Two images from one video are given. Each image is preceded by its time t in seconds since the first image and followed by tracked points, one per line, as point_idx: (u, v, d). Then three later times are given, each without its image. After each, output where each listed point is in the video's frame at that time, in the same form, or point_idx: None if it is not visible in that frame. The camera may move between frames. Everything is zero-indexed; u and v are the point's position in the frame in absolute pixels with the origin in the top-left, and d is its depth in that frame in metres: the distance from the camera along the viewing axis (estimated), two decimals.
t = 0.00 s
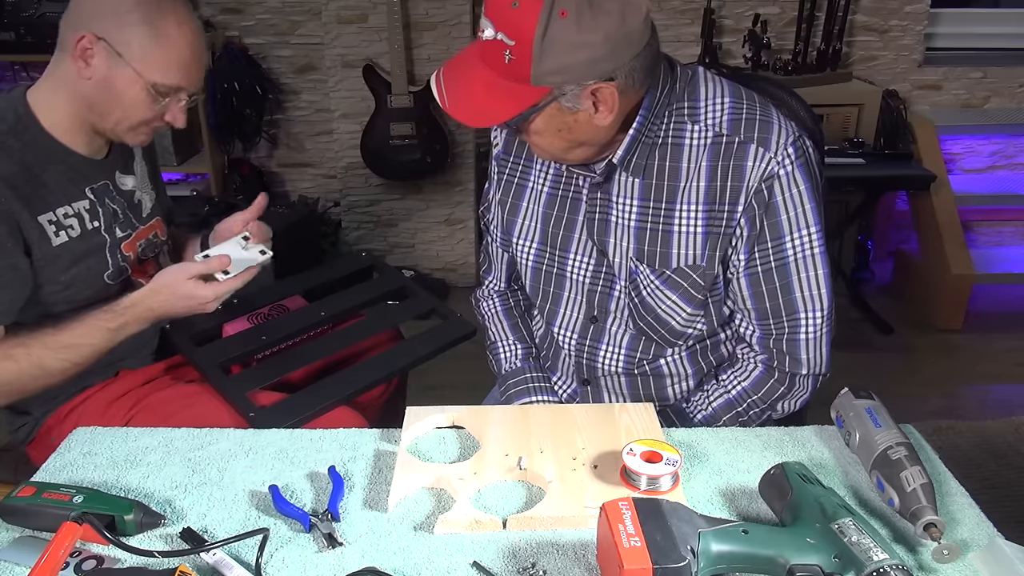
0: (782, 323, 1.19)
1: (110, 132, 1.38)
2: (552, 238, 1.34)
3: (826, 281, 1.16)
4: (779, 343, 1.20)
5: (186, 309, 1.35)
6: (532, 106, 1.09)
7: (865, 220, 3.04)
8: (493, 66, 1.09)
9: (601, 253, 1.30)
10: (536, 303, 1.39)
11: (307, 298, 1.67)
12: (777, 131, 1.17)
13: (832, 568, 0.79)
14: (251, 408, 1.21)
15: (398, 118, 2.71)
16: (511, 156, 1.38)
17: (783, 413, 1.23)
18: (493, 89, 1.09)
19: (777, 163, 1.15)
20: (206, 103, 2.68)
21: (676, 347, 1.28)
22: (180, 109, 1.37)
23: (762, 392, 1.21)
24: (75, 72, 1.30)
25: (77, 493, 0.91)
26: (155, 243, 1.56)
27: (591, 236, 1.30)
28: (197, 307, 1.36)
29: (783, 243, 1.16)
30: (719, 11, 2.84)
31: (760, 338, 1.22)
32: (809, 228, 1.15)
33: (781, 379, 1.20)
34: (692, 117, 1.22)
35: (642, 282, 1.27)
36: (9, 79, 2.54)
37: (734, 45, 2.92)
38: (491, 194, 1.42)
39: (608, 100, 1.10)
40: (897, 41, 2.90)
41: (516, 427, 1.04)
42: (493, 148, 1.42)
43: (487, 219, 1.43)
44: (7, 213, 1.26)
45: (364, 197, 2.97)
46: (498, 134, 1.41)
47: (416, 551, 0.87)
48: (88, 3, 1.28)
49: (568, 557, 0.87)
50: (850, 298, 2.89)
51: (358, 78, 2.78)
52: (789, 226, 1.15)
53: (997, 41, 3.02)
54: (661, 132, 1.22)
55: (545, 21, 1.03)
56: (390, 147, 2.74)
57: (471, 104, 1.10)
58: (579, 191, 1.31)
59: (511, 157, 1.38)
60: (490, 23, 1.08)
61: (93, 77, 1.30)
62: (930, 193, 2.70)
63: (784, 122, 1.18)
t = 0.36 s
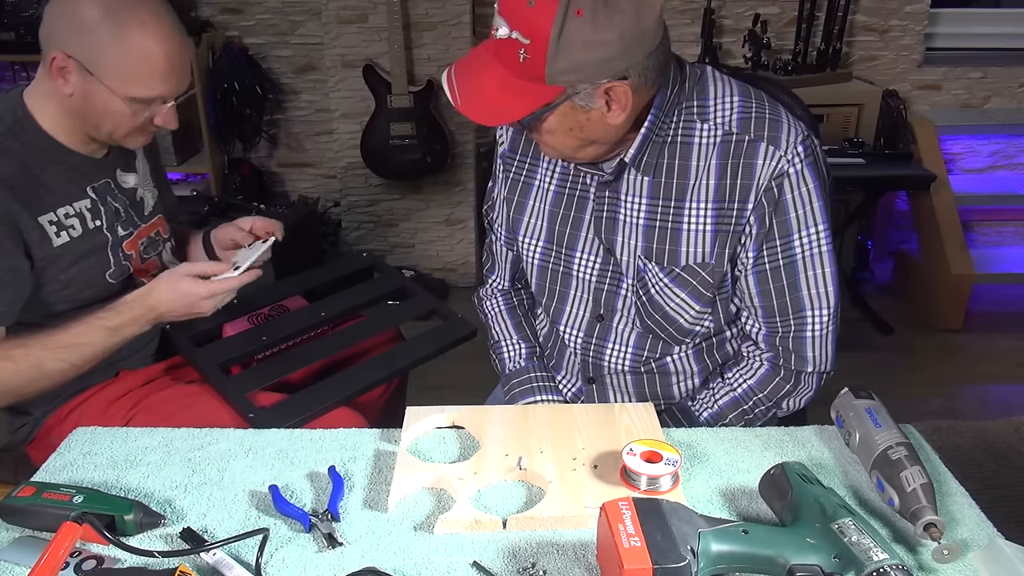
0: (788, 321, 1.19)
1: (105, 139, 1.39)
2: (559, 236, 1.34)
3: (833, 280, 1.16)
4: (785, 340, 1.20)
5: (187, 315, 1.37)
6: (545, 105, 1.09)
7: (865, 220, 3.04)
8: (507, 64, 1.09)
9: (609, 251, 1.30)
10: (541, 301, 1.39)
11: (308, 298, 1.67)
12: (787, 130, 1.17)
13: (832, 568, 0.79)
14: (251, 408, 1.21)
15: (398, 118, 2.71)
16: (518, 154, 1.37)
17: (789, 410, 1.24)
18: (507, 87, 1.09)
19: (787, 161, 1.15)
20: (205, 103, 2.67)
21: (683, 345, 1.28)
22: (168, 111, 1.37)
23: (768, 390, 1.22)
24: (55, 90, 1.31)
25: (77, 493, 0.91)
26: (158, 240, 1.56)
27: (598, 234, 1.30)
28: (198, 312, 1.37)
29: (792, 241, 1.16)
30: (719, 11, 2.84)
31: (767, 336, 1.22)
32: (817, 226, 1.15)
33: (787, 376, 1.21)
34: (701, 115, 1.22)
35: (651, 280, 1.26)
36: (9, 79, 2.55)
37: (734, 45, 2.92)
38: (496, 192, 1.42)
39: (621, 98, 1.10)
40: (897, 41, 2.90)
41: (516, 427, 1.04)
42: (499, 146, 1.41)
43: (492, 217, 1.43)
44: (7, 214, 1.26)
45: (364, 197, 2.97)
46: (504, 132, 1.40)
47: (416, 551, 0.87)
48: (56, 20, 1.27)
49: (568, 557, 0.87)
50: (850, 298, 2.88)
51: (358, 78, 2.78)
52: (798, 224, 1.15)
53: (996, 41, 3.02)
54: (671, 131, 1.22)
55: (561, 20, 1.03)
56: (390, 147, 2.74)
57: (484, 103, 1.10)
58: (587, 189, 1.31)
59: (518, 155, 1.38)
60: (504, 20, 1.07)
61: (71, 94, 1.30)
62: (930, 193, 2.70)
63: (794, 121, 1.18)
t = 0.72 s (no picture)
0: (790, 316, 1.19)
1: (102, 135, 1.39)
2: (562, 231, 1.34)
3: (835, 274, 1.17)
4: (786, 335, 1.20)
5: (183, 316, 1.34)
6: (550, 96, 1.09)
7: (865, 220, 3.04)
8: (513, 55, 1.09)
9: (611, 246, 1.29)
10: (543, 298, 1.39)
11: (308, 298, 1.67)
12: (790, 124, 1.17)
13: (832, 568, 0.79)
14: (251, 408, 1.21)
15: (398, 118, 2.71)
16: (522, 150, 1.38)
17: (790, 408, 1.23)
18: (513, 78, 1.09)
19: (790, 154, 1.16)
20: (205, 103, 2.67)
21: (685, 340, 1.28)
22: (167, 107, 1.37)
23: (768, 386, 1.22)
24: (54, 79, 1.30)
25: (77, 493, 0.91)
26: (158, 239, 1.56)
27: (601, 229, 1.30)
28: (189, 312, 1.34)
29: (794, 234, 1.16)
30: (719, 11, 2.84)
31: (768, 331, 1.23)
32: (819, 220, 1.15)
33: (787, 372, 1.21)
34: (704, 110, 1.22)
35: (654, 274, 1.26)
36: (9, 79, 2.55)
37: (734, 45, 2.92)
38: (499, 189, 1.42)
39: (626, 88, 1.10)
40: (897, 41, 2.90)
41: (516, 427, 1.04)
42: (501, 142, 1.41)
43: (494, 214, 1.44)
44: (4, 214, 1.26)
45: (364, 197, 2.97)
46: (507, 128, 1.40)
47: (416, 551, 0.87)
48: (60, 8, 1.27)
49: (568, 557, 0.87)
50: (850, 299, 2.88)
51: (358, 78, 2.78)
52: (800, 217, 1.16)
53: (996, 41, 3.02)
54: (675, 125, 1.23)
55: (566, 9, 1.03)
56: (390, 147, 2.74)
57: (489, 94, 1.11)
58: (590, 184, 1.31)
59: (521, 151, 1.38)
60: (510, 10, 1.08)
61: (72, 83, 1.29)
62: (930, 193, 2.70)
63: (797, 116, 1.19)
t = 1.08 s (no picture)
0: (788, 311, 1.19)
1: (108, 132, 1.39)
2: (562, 228, 1.33)
3: (834, 269, 1.17)
4: (785, 331, 1.21)
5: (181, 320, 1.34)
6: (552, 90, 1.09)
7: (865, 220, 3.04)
8: (513, 49, 1.09)
9: (611, 242, 1.29)
10: (542, 295, 1.38)
11: (307, 298, 1.67)
12: (788, 119, 1.18)
13: (832, 568, 0.79)
14: (251, 408, 1.21)
15: (398, 118, 2.71)
16: (522, 147, 1.38)
17: (788, 405, 1.23)
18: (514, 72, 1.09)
19: (789, 149, 1.16)
20: (205, 102, 2.67)
21: (684, 336, 1.28)
22: (173, 102, 1.38)
23: (766, 383, 1.22)
24: (62, 75, 1.31)
25: (77, 493, 0.91)
26: (158, 241, 1.56)
27: (600, 225, 1.30)
28: (190, 316, 1.34)
29: (793, 229, 1.17)
30: (719, 11, 2.84)
31: (767, 327, 1.23)
32: (817, 214, 1.16)
33: (786, 369, 1.21)
34: (703, 106, 1.22)
35: (653, 269, 1.26)
36: (9, 79, 2.54)
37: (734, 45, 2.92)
38: (499, 187, 1.42)
39: (625, 82, 1.10)
40: (897, 41, 2.90)
41: (516, 427, 1.04)
42: (501, 140, 1.41)
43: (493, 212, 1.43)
44: (5, 213, 1.26)
45: (364, 197, 2.97)
46: (507, 126, 1.40)
47: (416, 551, 0.87)
48: (67, 5, 1.29)
49: (568, 557, 0.87)
50: (850, 299, 2.88)
51: (358, 78, 2.78)
52: (799, 212, 1.16)
53: (996, 41, 3.02)
54: (674, 121, 1.23)
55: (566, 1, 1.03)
56: (390, 147, 2.74)
57: (490, 89, 1.11)
58: (589, 180, 1.31)
59: (521, 148, 1.38)
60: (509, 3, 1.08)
61: (79, 79, 1.30)
62: (930, 193, 2.70)
63: (795, 112, 1.19)
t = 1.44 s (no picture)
0: (787, 310, 1.19)
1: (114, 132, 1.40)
2: (561, 228, 1.33)
3: (832, 268, 1.17)
4: (784, 330, 1.21)
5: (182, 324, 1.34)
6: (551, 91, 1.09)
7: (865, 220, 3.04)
8: (509, 50, 1.09)
9: (610, 242, 1.29)
10: (542, 295, 1.38)
11: (307, 298, 1.67)
12: (786, 118, 1.18)
13: (832, 568, 0.79)
14: (251, 408, 1.21)
15: (398, 118, 2.71)
16: (521, 147, 1.38)
17: (787, 405, 1.23)
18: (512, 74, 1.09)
19: (787, 148, 1.16)
20: (205, 103, 2.67)
21: (683, 336, 1.28)
22: (178, 101, 1.39)
23: (765, 383, 1.22)
24: (70, 73, 1.32)
25: (77, 493, 0.91)
26: (159, 242, 1.56)
27: (599, 225, 1.30)
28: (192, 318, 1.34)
29: (791, 228, 1.17)
30: (719, 11, 2.84)
31: (766, 326, 1.23)
32: (816, 213, 1.16)
33: (785, 369, 1.21)
34: (702, 106, 1.22)
35: (652, 268, 1.26)
36: (9, 79, 2.54)
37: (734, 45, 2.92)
38: (498, 188, 1.42)
39: (621, 82, 1.10)
40: (897, 41, 2.90)
41: (516, 427, 1.04)
42: (500, 141, 1.41)
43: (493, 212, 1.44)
44: (7, 212, 1.26)
45: (364, 197, 2.97)
46: (506, 126, 1.40)
47: (416, 551, 0.87)
48: (78, 4, 1.30)
49: (568, 557, 0.87)
50: (850, 299, 2.88)
51: (358, 78, 2.78)
52: (797, 211, 1.16)
53: (996, 41, 3.02)
54: (673, 121, 1.23)
55: (561, 2, 1.03)
56: (390, 147, 2.74)
57: (488, 90, 1.10)
58: (588, 180, 1.31)
59: (520, 149, 1.38)
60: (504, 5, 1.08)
61: (87, 76, 1.31)
62: (930, 193, 2.70)
63: (793, 111, 1.19)
